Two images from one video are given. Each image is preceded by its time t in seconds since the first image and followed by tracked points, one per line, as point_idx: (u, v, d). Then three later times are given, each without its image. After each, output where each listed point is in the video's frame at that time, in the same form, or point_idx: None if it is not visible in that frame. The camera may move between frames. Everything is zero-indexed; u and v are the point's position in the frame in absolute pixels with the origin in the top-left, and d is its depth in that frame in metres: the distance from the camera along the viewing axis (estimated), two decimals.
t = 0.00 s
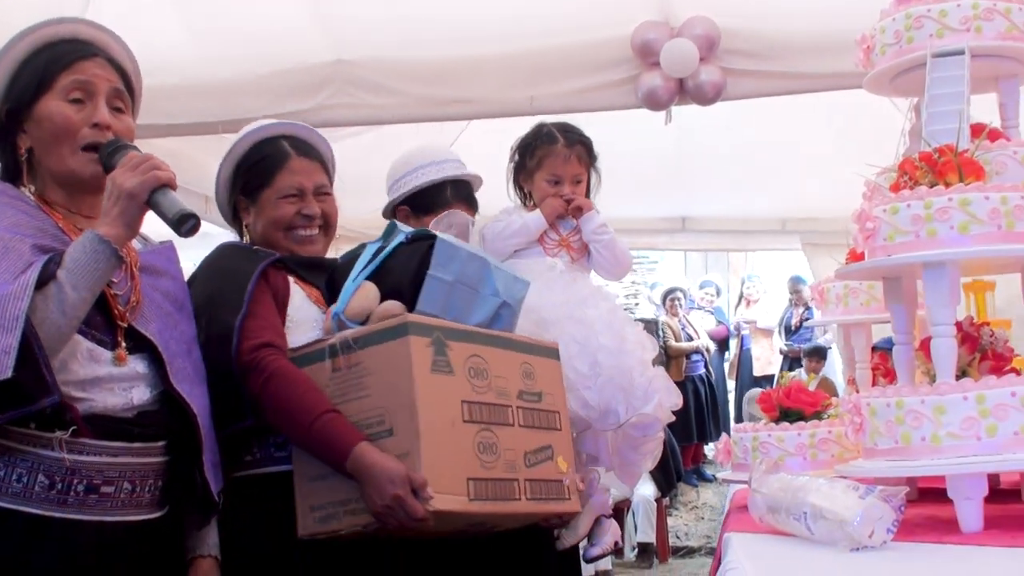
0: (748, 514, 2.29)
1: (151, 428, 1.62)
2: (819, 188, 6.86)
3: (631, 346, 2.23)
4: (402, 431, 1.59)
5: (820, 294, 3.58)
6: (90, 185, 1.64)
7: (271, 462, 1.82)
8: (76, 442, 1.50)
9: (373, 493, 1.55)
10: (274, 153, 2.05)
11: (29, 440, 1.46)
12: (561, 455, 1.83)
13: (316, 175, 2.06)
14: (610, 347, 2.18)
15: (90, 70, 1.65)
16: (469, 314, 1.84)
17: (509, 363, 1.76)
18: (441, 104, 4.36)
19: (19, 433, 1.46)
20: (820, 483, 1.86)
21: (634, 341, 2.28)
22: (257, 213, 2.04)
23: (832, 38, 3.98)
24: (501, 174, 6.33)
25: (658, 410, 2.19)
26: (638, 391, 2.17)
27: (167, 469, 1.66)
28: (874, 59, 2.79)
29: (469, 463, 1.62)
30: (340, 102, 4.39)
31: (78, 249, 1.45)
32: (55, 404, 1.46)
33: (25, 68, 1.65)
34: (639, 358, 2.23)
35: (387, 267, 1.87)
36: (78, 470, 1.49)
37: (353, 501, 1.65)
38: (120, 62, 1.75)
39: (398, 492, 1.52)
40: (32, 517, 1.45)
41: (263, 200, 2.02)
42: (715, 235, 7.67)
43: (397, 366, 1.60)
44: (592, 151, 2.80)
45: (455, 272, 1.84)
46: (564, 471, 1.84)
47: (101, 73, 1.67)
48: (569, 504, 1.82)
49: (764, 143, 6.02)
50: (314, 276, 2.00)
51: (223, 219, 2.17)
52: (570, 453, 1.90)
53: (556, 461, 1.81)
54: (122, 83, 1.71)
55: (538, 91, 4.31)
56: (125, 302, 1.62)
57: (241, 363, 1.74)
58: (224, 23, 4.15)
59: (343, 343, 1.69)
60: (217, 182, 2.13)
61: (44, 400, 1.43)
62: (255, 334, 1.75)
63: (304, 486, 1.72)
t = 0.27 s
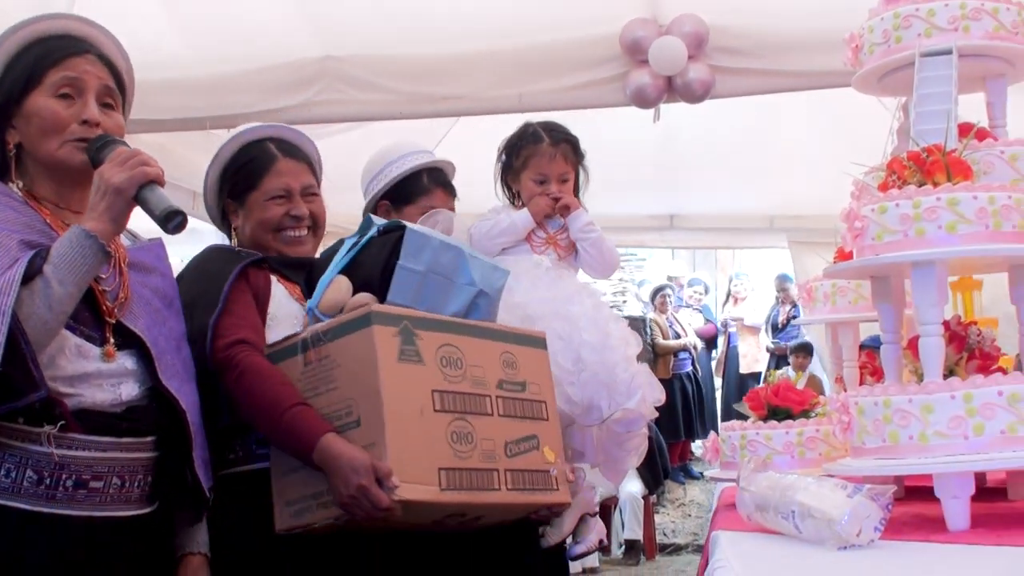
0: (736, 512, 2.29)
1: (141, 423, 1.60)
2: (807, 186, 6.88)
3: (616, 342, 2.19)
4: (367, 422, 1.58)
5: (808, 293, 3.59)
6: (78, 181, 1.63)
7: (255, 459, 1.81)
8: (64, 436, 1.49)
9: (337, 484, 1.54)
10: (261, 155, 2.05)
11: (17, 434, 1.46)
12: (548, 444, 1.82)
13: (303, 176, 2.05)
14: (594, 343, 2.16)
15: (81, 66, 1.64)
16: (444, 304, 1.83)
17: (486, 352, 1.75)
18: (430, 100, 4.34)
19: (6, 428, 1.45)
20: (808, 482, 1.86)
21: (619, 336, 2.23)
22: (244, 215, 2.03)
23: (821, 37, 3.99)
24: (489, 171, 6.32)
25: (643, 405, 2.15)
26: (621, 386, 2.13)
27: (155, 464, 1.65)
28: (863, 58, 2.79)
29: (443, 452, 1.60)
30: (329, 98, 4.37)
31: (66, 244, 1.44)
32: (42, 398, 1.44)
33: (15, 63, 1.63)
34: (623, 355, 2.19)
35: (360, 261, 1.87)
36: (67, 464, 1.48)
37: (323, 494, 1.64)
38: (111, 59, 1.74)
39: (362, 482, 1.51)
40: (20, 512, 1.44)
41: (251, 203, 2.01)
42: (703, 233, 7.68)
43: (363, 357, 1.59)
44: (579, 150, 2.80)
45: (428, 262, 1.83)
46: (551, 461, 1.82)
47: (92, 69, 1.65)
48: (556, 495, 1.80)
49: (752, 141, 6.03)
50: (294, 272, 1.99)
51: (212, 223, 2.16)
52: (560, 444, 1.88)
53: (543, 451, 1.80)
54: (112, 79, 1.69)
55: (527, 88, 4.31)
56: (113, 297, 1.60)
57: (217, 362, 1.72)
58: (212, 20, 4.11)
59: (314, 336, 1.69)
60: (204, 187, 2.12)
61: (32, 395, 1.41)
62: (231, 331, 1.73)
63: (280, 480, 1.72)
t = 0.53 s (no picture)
0: (730, 513, 2.30)
1: (138, 419, 1.60)
2: (802, 187, 6.89)
3: (606, 338, 2.10)
4: (350, 421, 1.58)
5: (803, 294, 3.59)
6: (80, 176, 1.62)
7: (247, 454, 1.83)
8: (60, 432, 1.49)
9: (319, 483, 1.55)
10: (262, 152, 2.08)
11: (14, 429, 1.45)
12: (542, 444, 1.78)
13: (303, 172, 2.08)
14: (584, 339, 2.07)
15: (82, 60, 1.63)
16: (437, 302, 1.81)
17: (476, 350, 1.72)
18: (427, 98, 4.34)
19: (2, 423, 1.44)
20: (802, 483, 1.86)
21: (609, 333, 2.14)
22: (245, 211, 2.06)
23: (818, 39, 3.99)
24: (485, 168, 6.31)
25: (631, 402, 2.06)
26: (610, 381, 2.06)
27: (152, 461, 1.65)
28: (860, 60, 2.80)
29: (427, 452, 1.59)
30: (325, 94, 4.35)
31: (66, 241, 1.44)
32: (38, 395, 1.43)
33: (16, 56, 1.63)
34: (612, 350, 2.10)
35: (350, 258, 1.85)
36: (63, 460, 1.48)
37: (308, 492, 1.64)
38: (113, 53, 1.73)
39: (342, 481, 1.52)
40: (14, 507, 1.43)
41: (251, 199, 2.04)
42: (698, 233, 7.68)
43: (346, 355, 1.58)
44: (577, 157, 2.81)
45: (419, 259, 1.81)
46: (544, 461, 1.78)
47: (93, 63, 1.64)
48: (548, 495, 1.77)
49: (748, 141, 6.03)
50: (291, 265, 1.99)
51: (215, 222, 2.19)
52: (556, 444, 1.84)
53: (535, 451, 1.76)
54: (114, 74, 1.69)
55: (524, 87, 4.30)
56: (112, 294, 1.60)
57: (207, 357, 1.76)
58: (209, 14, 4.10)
59: (300, 333, 1.69)
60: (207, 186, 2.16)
61: (27, 392, 1.41)
62: (221, 328, 1.77)
63: (269, 477, 1.73)
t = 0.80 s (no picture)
0: (727, 512, 2.31)
1: (137, 420, 1.60)
2: (799, 185, 6.89)
3: (597, 328, 2.11)
4: (350, 428, 1.58)
5: (800, 293, 3.60)
6: (82, 176, 1.62)
7: (247, 454, 1.83)
8: (61, 432, 1.49)
9: (318, 490, 1.56)
10: (265, 144, 2.08)
11: (14, 428, 1.45)
12: (541, 451, 1.78)
13: (307, 164, 2.08)
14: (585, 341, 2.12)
15: (83, 60, 1.63)
16: (441, 306, 1.78)
17: (478, 356, 1.71)
18: (424, 96, 4.33)
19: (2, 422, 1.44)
20: (798, 483, 1.87)
21: (599, 324, 2.14)
22: (249, 204, 2.06)
23: (815, 37, 3.99)
24: (482, 167, 6.30)
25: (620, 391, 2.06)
26: (601, 369, 2.05)
27: (152, 462, 1.65)
28: (857, 60, 2.80)
29: (426, 460, 1.59)
30: (323, 93, 4.34)
31: (69, 244, 1.44)
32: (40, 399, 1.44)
33: (18, 55, 1.62)
34: (603, 341, 2.11)
35: (353, 261, 1.85)
36: (63, 459, 1.48)
37: (306, 496, 1.65)
38: (114, 54, 1.73)
39: (341, 490, 1.53)
40: (13, 506, 1.44)
41: (254, 191, 2.05)
42: (696, 232, 7.68)
43: (349, 362, 1.58)
44: (569, 157, 2.81)
45: (424, 263, 1.79)
46: (544, 467, 1.78)
47: (94, 63, 1.64)
48: (547, 502, 1.77)
49: (745, 140, 6.03)
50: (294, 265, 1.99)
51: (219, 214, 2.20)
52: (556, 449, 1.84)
53: (536, 458, 1.76)
54: (115, 74, 1.69)
55: (521, 85, 4.30)
56: (113, 295, 1.60)
57: (209, 357, 1.76)
58: (205, 12, 4.09)
59: (302, 337, 1.69)
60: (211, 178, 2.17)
61: (29, 396, 1.42)
62: (226, 326, 1.77)
63: (268, 479, 1.74)
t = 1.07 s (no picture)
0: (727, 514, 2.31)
1: (142, 421, 1.60)
2: (800, 186, 6.89)
3: (590, 330, 2.11)
4: (362, 442, 1.59)
5: (801, 294, 3.60)
6: (86, 178, 1.63)
7: (253, 455, 1.83)
8: (66, 432, 1.49)
9: (328, 503, 1.57)
10: (272, 139, 2.09)
11: (18, 428, 1.46)
12: (546, 461, 1.81)
13: (314, 159, 2.08)
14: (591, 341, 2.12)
15: (87, 62, 1.63)
16: (450, 318, 1.80)
17: (487, 368, 1.73)
18: (425, 97, 4.33)
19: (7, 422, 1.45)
20: (799, 484, 1.87)
21: (593, 325, 2.14)
22: (256, 198, 2.07)
23: (815, 38, 3.99)
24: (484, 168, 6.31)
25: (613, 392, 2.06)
26: (593, 371, 2.06)
27: (155, 463, 1.65)
28: (858, 61, 2.80)
29: (435, 474, 1.61)
30: (324, 94, 4.33)
31: (74, 246, 1.44)
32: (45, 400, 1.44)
33: (22, 57, 1.63)
34: (596, 342, 2.11)
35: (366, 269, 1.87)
36: (68, 459, 1.49)
37: (314, 506, 1.67)
38: (117, 56, 1.73)
39: (351, 505, 1.55)
40: (19, 506, 1.44)
41: (261, 185, 2.05)
42: (697, 232, 7.67)
43: (361, 376, 1.59)
44: (565, 158, 2.80)
45: (437, 276, 1.81)
46: (548, 477, 1.81)
47: (97, 65, 1.64)
48: (550, 511, 1.80)
49: (746, 140, 6.03)
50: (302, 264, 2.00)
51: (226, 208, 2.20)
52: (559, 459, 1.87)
53: (540, 468, 1.79)
54: (118, 76, 1.69)
55: (522, 86, 4.30)
56: (117, 297, 1.61)
57: (218, 361, 1.77)
58: (207, 13, 4.09)
59: (313, 346, 1.70)
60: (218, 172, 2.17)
61: (35, 397, 1.41)
62: (235, 331, 1.78)
63: (275, 486, 1.75)
